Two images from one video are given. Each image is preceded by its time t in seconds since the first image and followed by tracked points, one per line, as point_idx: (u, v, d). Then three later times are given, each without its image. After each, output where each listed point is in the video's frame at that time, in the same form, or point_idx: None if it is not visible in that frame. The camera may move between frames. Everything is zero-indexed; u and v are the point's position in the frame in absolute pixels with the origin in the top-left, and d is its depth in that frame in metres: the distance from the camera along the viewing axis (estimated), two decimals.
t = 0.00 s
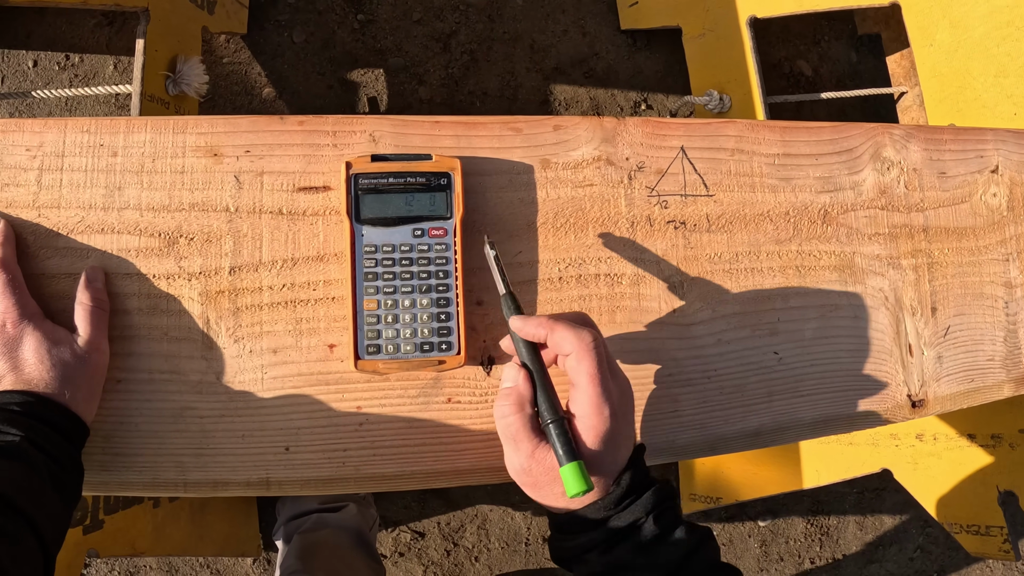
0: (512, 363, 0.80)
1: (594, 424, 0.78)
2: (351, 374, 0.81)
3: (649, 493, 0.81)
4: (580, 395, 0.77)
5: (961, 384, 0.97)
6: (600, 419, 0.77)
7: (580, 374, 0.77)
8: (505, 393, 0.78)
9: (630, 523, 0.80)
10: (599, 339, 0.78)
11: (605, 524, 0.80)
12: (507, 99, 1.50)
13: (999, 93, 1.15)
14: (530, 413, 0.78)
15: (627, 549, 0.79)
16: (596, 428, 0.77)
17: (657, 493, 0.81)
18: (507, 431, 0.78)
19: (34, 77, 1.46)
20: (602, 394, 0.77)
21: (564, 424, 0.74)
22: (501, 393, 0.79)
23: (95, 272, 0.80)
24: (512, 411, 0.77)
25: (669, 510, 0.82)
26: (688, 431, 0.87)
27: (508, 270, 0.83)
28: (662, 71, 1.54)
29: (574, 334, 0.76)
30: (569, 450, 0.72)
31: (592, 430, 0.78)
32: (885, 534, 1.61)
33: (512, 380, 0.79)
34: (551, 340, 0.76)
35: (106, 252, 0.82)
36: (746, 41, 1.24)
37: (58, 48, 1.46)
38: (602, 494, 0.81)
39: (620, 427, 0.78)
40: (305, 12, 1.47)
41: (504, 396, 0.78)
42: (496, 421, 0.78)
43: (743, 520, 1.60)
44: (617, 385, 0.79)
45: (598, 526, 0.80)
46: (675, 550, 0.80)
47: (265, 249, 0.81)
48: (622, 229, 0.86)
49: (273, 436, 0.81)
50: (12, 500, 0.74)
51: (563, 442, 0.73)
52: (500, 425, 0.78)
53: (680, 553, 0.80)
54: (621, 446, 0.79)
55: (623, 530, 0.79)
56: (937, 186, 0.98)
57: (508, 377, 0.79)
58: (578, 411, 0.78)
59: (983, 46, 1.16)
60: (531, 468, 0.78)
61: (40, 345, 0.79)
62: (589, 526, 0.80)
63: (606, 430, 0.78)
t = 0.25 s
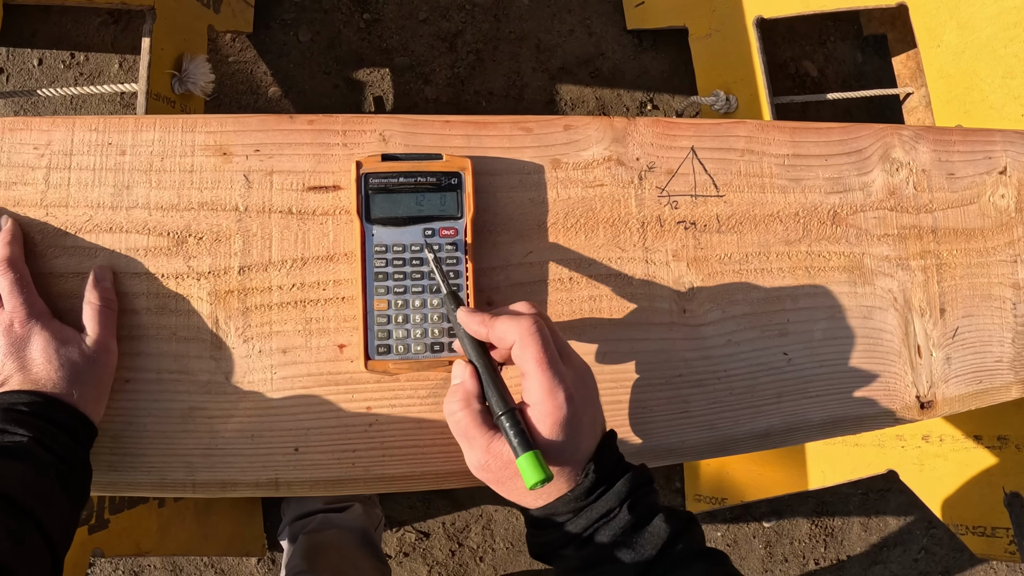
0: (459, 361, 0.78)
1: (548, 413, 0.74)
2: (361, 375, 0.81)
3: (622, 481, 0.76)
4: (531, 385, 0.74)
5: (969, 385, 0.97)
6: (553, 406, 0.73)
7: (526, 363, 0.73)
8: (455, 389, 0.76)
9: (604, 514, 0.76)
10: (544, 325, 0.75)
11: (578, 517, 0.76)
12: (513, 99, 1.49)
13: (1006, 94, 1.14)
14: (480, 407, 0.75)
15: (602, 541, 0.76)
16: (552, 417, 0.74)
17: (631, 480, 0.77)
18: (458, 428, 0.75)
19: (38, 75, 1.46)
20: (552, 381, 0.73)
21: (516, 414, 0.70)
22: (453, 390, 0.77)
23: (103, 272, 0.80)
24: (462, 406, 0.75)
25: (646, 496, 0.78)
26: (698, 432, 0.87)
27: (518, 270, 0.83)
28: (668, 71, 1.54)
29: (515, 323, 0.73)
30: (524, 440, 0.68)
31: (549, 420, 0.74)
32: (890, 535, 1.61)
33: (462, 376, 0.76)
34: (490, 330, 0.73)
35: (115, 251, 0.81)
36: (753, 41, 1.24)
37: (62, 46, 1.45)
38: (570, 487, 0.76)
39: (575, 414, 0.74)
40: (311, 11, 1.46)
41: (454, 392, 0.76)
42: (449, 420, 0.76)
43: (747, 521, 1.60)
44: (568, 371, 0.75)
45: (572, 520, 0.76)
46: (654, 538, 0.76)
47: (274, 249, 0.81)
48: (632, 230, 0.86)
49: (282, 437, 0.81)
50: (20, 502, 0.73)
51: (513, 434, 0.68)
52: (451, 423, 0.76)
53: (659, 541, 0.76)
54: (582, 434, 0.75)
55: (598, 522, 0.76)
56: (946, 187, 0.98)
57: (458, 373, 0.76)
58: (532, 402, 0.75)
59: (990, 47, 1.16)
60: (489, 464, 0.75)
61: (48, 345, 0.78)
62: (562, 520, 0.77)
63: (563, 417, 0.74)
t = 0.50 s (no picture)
0: (464, 358, 0.78)
1: (554, 407, 0.74)
2: (371, 375, 0.81)
3: (632, 476, 0.75)
4: (537, 381, 0.74)
5: (976, 386, 0.97)
6: (559, 401, 0.73)
7: (529, 359, 0.73)
8: (461, 386, 0.77)
9: (614, 510, 0.75)
10: (546, 321, 0.75)
11: (588, 512, 0.76)
12: (519, 99, 1.49)
13: (1013, 95, 1.14)
14: (486, 404, 0.75)
15: (614, 537, 0.75)
16: (558, 411, 0.74)
17: (642, 474, 0.76)
18: (465, 425, 0.75)
19: (44, 75, 1.46)
20: (557, 376, 0.73)
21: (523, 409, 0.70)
22: (458, 388, 0.77)
23: (113, 272, 0.79)
24: (468, 402, 0.75)
25: (656, 490, 0.77)
26: (707, 432, 0.87)
27: (528, 271, 0.83)
28: (673, 72, 1.54)
29: (516, 320, 0.73)
30: (531, 434, 0.68)
31: (556, 415, 0.74)
32: (893, 536, 1.62)
33: (467, 374, 0.76)
34: (492, 329, 0.73)
35: (124, 251, 0.81)
36: (760, 42, 1.25)
37: (68, 46, 1.45)
38: (579, 482, 0.76)
39: (581, 407, 0.74)
40: (317, 11, 1.46)
41: (460, 389, 0.76)
42: (456, 417, 0.76)
43: (752, 522, 1.60)
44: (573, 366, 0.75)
45: (582, 515, 0.76)
46: (665, 532, 0.76)
47: (285, 249, 0.81)
48: (642, 231, 0.86)
49: (292, 437, 0.81)
50: (28, 501, 0.73)
51: (521, 428, 0.68)
52: (458, 419, 0.76)
53: (670, 535, 0.76)
54: (589, 428, 0.75)
55: (607, 517, 0.75)
56: (953, 189, 0.98)
57: (464, 370, 0.77)
58: (538, 397, 0.75)
59: (996, 49, 1.15)
60: (497, 459, 0.75)
61: (57, 345, 0.78)
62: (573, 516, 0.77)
63: (569, 412, 0.74)
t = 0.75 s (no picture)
0: (462, 359, 0.78)
1: (552, 409, 0.73)
2: (369, 376, 0.81)
3: (630, 478, 0.75)
4: (534, 382, 0.74)
5: (976, 388, 0.97)
6: (556, 402, 0.73)
7: (526, 360, 0.73)
8: (457, 388, 0.76)
9: (612, 512, 0.75)
10: (542, 322, 0.74)
11: (585, 514, 0.75)
12: (520, 99, 1.49)
13: (1014, 96, 1.14)
14: (482, 405, 0.75)
15: (611, 539, 0.75)
16: (555, 412, 0.73)
17: (640, 476, 0.76)
18: (462, 427, 0.75)
19: (44, 74, 1.46)
20: (554, 378, 0.73)
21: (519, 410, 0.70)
22: (455, 390, 0.76)
23: (111, 272, 0.79)
24: (465, 404, 0.75)
25: (655, 491, 0.77)
26: (706, 434, 0.87)
27: (527, 272, 0.83)
28: (675, 72, 1.54)
29: (514, 321, 0.73)
30: (527, 437, 0.67)
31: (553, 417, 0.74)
32: (894, 537, 1.61)
33: (465, 375, 0.76)
34: (489, 329, 0.73)
35: (123, 251, 0.81)
36: (761, 43, 1.24)
37: (69, 45, 1.45)
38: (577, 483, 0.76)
39: (579, 408, 0.74)
40: (317, 11, 1.46)
41: (457, 390, 0.76)
42: (453, 419, 0.76)
43: (752, 523, 1.60)
44: (571, 367, 0.75)
45: (580, 517, 0.76)
46: (663, 534, 0.75)
47: (283, 250, 0.81)
48: (641, 232, 0.86)
49: (290, 438, 0.81)
50: (27, 502, 0.73)
51: (518, 431, 0.68)
52: (455, 421, 0.75)
53: (668, 537, 0.75)
54: (586, 429, 0.75)
55: (605, 519, 0.75)
56: (954, 190, 0.98)
57: (461, 372, 0.76)
58: (535, 398, 0.75)
59: (998, 50, 1.15)
60: (495, 461, 0.75)
61: (56, 345, 0.78)
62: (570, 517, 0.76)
63: (566, 413, 0.73)
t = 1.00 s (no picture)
0: (470, 355, 0.77)
1: (562, 408, 0.74)
2: (363, 369, 0.82)
3: (633, 475, 0.76)
4: (545, 378, 0.74)
5: (967, 385, 0.98)
6: (567, 401, 0.74)
7: (540, 356, 0.74)
8: (465, 384, 0.75)
9: (614, 509, 0.75)
10: (557, 320, 0.76)
11: (587, 511, 0.76)
12: (517, 98, 1.50)
13: (1007, 95, 1.16)
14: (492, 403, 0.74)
15: (613, 536, 0.76)
16: (565, 412, 0.73)
17: (642, 472, 0.77)
18: (472, 425, 0.74)
19: (47, 72, 1.48)
20: (566, 376, 0.74)
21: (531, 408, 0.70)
22: (463, 386, 0.75)
23: (110, 266, 0.81)
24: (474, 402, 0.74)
25: (655, 487, 0.78)
26: (696, 428, 0.88)
27: (519, 267, 0.84)
28: (672, 71, 1.55)
29: (529, 316, 0.74)
30: (540, 435, 0.68)
31: (561, 415, 0.74)
32: (889, 535, 1.62)
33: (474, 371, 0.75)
34: (505, 322, 0.74)
35: (122, 246, 0.82)
36: (757, 42, 1.25)
37: (71, 44, 1.47)
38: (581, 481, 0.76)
39: (587, 407, 0.74)
40: (317, 10, 1.48)
41: (465, 387, 0.75)
42: (462, 416, 0.75)
43: (748, 520, 1.61)
44: (582, 366, 0.76)
45: (581, 514, 0.76)
46: (664, 528, 0.77)
47: (279, 245, 0.82)
48: (632, 228, 0.87)
49: (285, 429, 0.82)
50: (26, 490, 0.74)
51: (529, 429, 0.68)
52: (464, 419, 0.75)
53: (669, 533, 0.77)
54: (595, 430, 0.75)
55: (607, 517, 0.76)
56: (945, 188, 0.98)
57: (469, 368, 0.75)
58: (545, 397, 0.75)
59: (991, 49, 1.17)
60: (504, 458, 0.75)
61: (56, 337, 0.80)
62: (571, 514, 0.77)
63: (576, 413, 0.74)
